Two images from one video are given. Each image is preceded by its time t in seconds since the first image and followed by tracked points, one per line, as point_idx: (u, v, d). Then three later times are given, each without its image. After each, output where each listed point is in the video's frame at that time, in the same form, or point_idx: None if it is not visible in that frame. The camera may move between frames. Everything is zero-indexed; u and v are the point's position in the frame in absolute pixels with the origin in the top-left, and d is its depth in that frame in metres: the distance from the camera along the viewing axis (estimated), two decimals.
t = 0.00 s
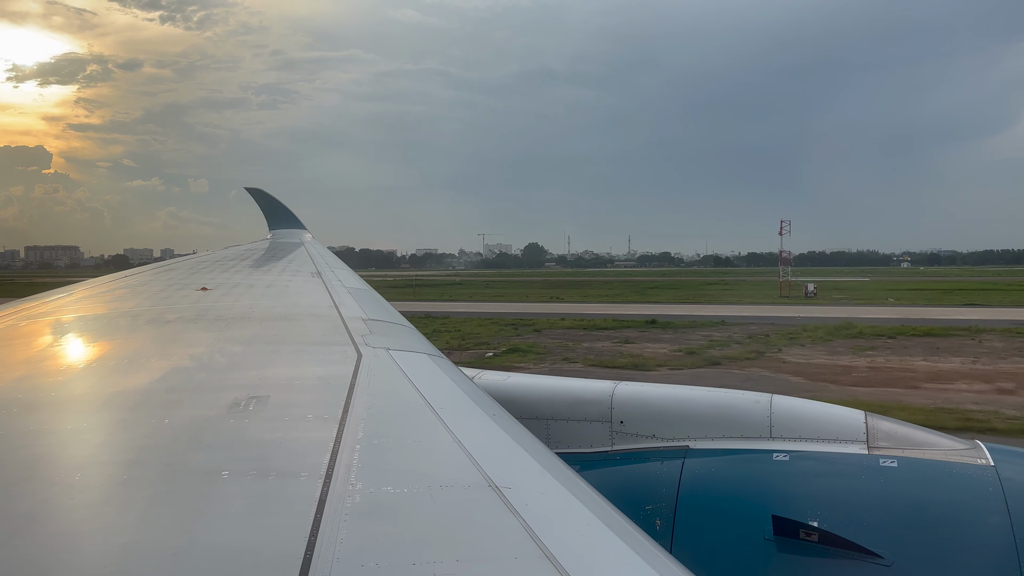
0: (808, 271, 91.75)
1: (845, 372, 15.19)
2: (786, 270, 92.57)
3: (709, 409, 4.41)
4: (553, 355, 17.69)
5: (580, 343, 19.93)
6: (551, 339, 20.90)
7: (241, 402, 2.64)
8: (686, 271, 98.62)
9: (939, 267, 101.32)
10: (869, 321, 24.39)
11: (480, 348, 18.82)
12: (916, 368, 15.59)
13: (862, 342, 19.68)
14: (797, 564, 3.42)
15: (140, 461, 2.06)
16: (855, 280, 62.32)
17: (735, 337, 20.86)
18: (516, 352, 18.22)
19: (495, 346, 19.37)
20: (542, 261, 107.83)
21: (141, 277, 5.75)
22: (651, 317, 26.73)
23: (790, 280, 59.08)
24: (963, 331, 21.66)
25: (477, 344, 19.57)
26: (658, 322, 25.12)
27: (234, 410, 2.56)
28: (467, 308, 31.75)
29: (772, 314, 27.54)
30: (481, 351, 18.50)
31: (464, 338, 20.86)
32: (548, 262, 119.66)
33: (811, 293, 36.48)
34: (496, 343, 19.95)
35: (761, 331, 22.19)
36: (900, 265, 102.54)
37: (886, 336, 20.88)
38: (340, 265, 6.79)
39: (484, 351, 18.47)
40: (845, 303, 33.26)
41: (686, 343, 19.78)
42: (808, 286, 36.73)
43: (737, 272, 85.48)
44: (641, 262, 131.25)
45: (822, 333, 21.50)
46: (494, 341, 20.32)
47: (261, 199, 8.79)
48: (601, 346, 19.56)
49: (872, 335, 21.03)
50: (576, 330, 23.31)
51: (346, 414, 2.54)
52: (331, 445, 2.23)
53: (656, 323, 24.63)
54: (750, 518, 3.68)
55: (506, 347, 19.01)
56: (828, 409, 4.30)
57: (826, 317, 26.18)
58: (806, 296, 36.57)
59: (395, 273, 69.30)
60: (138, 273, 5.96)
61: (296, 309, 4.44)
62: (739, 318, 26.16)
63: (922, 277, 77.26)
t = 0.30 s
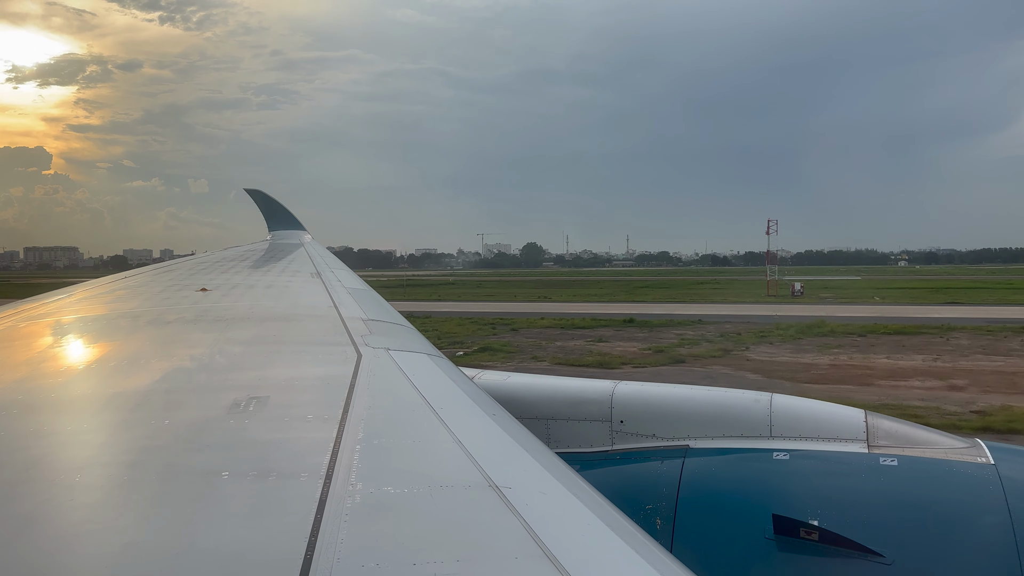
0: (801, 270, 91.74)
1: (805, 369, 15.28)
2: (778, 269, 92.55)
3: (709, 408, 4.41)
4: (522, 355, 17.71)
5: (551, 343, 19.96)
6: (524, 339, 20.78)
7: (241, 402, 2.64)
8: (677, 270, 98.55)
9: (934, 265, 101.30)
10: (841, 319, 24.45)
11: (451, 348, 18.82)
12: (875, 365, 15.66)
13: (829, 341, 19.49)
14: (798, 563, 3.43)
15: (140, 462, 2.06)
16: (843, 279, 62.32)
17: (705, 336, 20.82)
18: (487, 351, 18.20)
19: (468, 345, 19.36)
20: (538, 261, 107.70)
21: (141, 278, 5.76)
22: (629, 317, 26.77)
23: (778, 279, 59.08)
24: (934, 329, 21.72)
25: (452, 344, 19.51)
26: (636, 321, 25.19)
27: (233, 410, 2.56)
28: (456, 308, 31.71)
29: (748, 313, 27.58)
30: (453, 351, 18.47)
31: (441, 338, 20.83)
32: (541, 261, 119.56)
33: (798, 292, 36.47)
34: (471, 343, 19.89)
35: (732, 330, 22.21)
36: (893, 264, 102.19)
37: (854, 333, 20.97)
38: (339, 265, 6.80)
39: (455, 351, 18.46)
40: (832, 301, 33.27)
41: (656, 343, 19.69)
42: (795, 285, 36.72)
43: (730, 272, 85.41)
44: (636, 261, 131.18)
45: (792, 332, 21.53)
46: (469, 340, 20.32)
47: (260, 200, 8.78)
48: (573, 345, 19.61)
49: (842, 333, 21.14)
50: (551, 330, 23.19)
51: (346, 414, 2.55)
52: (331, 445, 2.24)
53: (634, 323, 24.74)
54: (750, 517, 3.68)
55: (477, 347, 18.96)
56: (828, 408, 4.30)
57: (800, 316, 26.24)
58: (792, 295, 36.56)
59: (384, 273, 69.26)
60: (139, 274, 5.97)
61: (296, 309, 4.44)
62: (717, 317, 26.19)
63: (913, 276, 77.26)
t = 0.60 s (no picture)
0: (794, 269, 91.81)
1: (765, 367, 15.34)
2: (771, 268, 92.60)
3: (708, 407, 4.41)
4: (492, 354, 17.68)
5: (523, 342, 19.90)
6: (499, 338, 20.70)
7: (241, 402, 2.64)
8: (667, 269, 98.42)
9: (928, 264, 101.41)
10: (813, 318, 24.48)
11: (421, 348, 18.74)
12: (834, 363, 15.70)
13: (796, 339, 19.67)
14: (798, 561, 3.43)
15: (139, 463, 2.06)
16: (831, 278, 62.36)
17: (676, 336, 20.70)
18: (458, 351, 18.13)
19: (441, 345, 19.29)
20: (533, 262, 107.62)
21: (142, 279, 5.77)
22: (606, 316, 26.79)
23: (766, 278, 59.14)
24: (904, 327, 21.78)
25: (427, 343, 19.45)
26: (613, 320, 25.25)
27: (233, 411, 2.56)
28: (443, 309, 31.67)
29: (729, 312, 27.59)
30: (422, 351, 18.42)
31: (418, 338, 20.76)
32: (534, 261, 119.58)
33: (784, 292, 36.50)
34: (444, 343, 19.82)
35: (706, 328, 22.30)
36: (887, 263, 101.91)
37: (825, 331, 21.07)
38: (339, 265, 6.81)
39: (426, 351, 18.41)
40: (818, 300, 33.32)
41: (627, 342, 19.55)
42: (782, 284, 36.71)
43: (721, 271, 85.45)
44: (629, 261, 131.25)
45: (761, 330, 21.52)
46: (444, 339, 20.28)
47: (259, 200, 8.78)
48: (546, 343, 19.65)
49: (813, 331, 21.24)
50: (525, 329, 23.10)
51: (346, 414, 2.55)
52: (331, 445, 2.24)
53: (612, 322, 24.79)
54: (749, 516, 3.69)
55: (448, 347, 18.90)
56: (828, 406, 4.30)
57: (775, 314, 26.28)
58: (779, 294, 36.58)
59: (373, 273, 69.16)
60: (139, 274, 5.98)
61: (296, 309, 4.45)
62: (694, 316, 26.14)
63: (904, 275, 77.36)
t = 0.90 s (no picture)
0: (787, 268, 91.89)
1: (725, 365, 15.40)
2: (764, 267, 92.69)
3: (708, 405, 4.40)
4: (461, 354, 17.69)
5: (495, 342, 19.86)
6: (474, 338, 20.71)
7: (240, 403, 2.64)
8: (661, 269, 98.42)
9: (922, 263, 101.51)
10: (788, 317, 24.49)
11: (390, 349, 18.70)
12: (795, 361, 15.75)
13: (763, 337, 19.64)
14: (797, 559, 3.43)
15: (140, 464, 2.06)
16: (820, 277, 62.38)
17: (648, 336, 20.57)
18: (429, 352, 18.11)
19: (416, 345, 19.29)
20: (527, 261, 107.39)
21: (142, 280, 5.78)
22: (583, 316, 26.80)
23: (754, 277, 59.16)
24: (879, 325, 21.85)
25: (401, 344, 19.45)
26: (591, 320, 25.33)
27: (232, 411, 2.56)
28: (430, 309, 31.63)
29: (716, 311, 27.60)
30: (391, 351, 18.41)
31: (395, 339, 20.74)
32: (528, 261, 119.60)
33: (770, 291, 36.52)
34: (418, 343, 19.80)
35: (678, 327, 22.39)
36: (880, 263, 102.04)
37: (796, 330, 21.00)
38: (338, 266, 6.81)
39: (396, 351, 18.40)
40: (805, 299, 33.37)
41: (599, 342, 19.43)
42: (767, 284, 36.73)
43: (713, 271, 85.52)
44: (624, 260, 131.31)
45: (732, 329, 21.47)
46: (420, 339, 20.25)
47: (258, 201, 8.78)
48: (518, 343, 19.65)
49: (783, 330, 21.23)
50: (499, 330, 23.07)
51: (345, 414, 2.55)
52: (331, 445, 2.24)
53: (590, 321, 24.77)
54: (748, 514, 3.69)
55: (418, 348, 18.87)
56: (827, 404, 4.30)
57: (763, 313, 26.29)
58: (766, 294, 36.60)
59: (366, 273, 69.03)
60: (139, 275, 5.98)
61: (296, 310, 4.45)
62: (669, 316, 26.05)
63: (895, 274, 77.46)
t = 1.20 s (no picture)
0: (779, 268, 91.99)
1: (687, 364, 15.39)
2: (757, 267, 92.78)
3: (707, 405, 4.40)
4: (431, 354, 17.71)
5: (469, 343, 19.86)
6: (448, 339, 20.74)
7: (239, 404, 2.64)
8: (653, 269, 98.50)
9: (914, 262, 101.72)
10: (765, 317, 24.33)
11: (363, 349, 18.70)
12: (756, 359, 15.79)
13: (731, 336, 19.74)
14: (796, 559, 3.43)
15: (138, 466, 2.05)
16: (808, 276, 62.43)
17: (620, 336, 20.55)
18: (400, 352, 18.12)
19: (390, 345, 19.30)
20: (521, 261, 107.31)
21: (140, 280, 5.77)
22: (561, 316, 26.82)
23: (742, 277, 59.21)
24: (849, 324, 22.03)
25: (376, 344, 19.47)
26: (570, 320, 25.36)
27: (232, 412, 2.55)
28: (417, 309, 31.63)
29: (702, 311, 27.62)
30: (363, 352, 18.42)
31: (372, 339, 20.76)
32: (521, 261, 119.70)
33: (756, 290, 36.58)
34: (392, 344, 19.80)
35: (652, 327, 22.47)
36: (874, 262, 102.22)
37: (767, 330, 20.93)
38: (336, 266, 6.81)
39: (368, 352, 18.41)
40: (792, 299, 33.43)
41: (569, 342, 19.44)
42: (753, 283, 36.75)
43: (703, 271, 85.60)
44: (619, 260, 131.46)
45: (705, 328, 21.59)
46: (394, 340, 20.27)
47: (257, 203, 8.78)
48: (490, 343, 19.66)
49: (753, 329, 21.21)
50: (475, 330, 23.07)
51: (345, 415, 2.54)
52: (330, 446, 2.24)
53: (568, 321, 24.81)
54: (747, 514, 3.69)
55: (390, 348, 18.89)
56: (826, 403, 4.30)
57: (751, 312, 26.34)
58: (752, 293, 36.65)
59: (358, 275, 68.79)
60: (138, 276, 5.98)
61: (295, 310, 4.45)
62: (647, 316, 26.07)
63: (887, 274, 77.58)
